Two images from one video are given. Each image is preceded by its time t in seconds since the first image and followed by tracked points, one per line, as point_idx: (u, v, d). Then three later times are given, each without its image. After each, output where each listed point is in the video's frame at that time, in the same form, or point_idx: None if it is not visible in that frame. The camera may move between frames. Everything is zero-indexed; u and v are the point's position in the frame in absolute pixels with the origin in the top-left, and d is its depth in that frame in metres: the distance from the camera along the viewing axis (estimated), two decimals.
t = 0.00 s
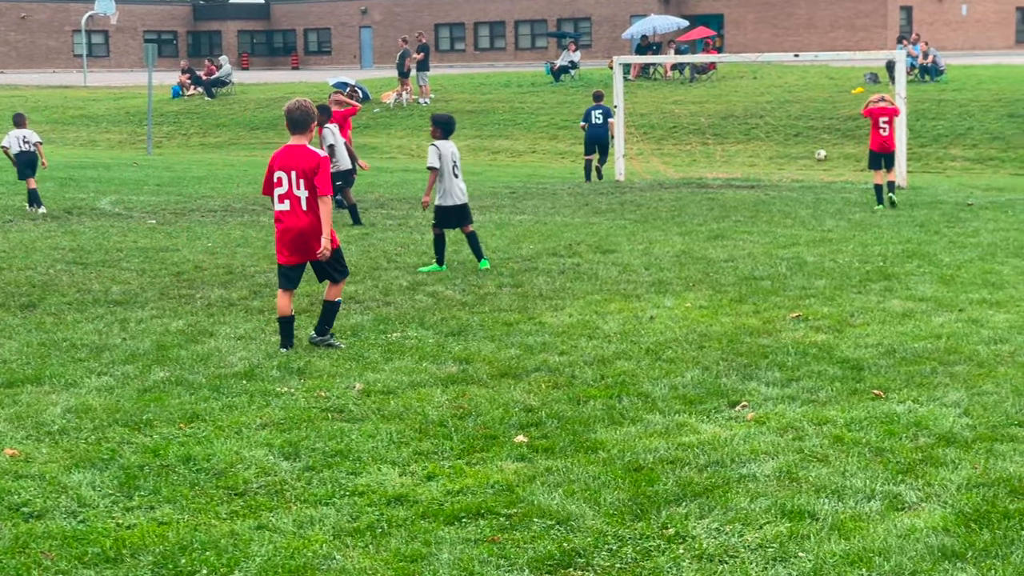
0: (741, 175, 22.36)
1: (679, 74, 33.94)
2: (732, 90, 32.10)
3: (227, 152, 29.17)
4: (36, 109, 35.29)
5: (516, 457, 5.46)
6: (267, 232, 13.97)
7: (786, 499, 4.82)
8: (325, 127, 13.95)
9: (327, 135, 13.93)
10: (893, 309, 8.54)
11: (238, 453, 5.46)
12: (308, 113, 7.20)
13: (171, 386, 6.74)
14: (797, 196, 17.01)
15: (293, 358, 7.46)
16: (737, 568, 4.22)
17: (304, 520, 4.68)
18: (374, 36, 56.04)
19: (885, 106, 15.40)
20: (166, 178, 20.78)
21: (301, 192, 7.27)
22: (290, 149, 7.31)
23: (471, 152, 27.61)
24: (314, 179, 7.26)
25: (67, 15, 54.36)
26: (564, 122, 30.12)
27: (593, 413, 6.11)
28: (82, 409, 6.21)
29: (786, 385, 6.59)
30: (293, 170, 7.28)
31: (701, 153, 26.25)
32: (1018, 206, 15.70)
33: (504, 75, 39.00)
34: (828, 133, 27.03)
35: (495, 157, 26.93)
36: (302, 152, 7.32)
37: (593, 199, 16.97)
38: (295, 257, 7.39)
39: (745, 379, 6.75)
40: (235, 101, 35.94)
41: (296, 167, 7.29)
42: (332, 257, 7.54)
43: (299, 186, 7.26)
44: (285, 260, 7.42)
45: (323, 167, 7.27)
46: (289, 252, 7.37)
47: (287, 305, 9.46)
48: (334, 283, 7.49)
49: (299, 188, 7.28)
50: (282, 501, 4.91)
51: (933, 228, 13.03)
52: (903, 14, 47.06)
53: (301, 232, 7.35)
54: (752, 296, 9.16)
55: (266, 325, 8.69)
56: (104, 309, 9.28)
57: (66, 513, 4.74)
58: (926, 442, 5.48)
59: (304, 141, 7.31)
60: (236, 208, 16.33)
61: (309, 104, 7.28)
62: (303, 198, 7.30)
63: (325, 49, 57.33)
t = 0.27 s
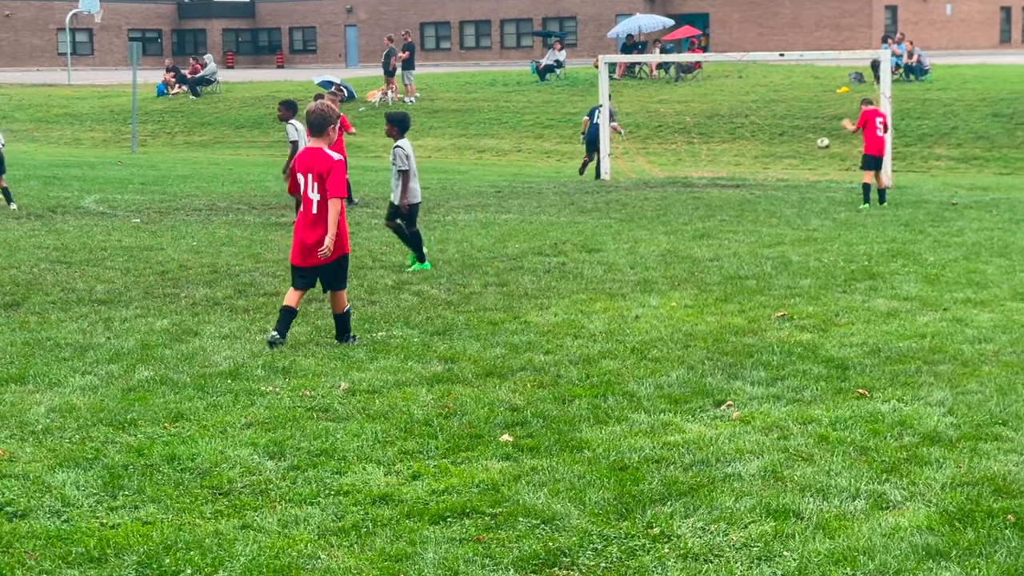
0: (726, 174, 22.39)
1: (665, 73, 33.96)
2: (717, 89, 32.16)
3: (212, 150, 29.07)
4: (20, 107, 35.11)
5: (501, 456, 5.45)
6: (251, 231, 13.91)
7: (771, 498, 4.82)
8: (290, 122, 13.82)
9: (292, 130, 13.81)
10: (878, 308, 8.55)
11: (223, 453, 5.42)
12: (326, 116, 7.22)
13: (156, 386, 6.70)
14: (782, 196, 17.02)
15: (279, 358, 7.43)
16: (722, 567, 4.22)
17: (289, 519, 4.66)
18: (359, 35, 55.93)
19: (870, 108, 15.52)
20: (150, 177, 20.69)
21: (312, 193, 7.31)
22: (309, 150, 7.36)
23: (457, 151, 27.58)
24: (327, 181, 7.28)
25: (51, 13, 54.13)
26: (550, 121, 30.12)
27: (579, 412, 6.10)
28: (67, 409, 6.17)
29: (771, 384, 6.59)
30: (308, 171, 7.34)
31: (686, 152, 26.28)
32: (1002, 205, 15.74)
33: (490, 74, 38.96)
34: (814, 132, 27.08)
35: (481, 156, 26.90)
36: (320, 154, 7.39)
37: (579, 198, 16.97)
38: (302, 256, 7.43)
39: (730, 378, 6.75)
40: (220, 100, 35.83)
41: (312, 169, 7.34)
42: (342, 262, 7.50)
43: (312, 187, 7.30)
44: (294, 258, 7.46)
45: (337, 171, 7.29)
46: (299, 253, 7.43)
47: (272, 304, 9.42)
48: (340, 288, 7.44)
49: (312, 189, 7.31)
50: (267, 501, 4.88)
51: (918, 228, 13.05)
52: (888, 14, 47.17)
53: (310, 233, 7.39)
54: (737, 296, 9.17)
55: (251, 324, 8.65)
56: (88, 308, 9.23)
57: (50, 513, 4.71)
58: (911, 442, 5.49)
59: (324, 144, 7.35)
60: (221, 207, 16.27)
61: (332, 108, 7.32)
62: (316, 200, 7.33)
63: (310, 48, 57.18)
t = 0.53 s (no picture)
0: (717, 174, 22.40)
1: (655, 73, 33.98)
2: (708, 89, 32.19)
3: (202, 150, 29.01)
4: (9, 107, 35.01)
5: (491, 456, 5.44)
6: (242, 230, 13.87)
7: (762, 498, 4.81)
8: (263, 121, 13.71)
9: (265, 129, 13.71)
10: (869, 309, 8.56)
11: (213, 453, 5.40)
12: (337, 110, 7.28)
13: (146, 386, 6.68)
14: (773, 196, 17.04)
15: (269, 358, 7.40)
16: (713, 567, 4.21)
17: (280, 520, 4.64)
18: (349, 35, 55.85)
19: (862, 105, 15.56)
20: (141, 177, 20.64)
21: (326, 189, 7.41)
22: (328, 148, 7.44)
23: (448, 150, 27.56)
24: (337, 177, 7.34)
25: (42, 12, 53.96)
26: (541, 121, 30.11)
27: (570, 412, 6.09)
28: (56, 408, 6.14)
29: (761, 384, 6.59)
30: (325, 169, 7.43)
31: (677, 152, 26.30)
32: (992, 206, 15.77)
33: (480, 74, 38.94)
34: (804, 133, 27.12)
35: (472, 156, 26.89)
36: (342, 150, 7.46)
37: (569, 198, 16.97)
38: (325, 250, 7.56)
39: (720, 378, 6.75)
40: (211, 99, 35.75)
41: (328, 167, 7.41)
42: (349, 260, 7.48)
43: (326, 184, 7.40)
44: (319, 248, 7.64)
45: (347, 168, 7.32)
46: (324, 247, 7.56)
47: (262, 305, 9.39)
48: (339, 285, 7.42)
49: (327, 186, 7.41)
50: (257, 501, 4.85)
51: (908, 228, 13.07)
52: (878, 14, 47.26)
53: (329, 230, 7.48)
54: (728, 296, 9.17)
55: (240, 324, 8.61)
56: (78, 307, 9.18)
57: (39, 513, 4.68)
58: (902, 442, 5.49)
59: (342, 140, 7.41)
60: (212, 207, 16.21)
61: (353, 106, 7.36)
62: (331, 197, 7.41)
63: (300, 47, 57.07)
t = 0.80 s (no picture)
0: (716, 173, 22.40)
1: (655, 72, 33.96)
2: (707, 88, 32.19)
3: (201, 149, 29.00)
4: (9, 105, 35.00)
5: (491, 454, 5.44)
6: (242, 229, 13.88)
7: (761, 497, 4.82)
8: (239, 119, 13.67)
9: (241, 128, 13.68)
10: (868, 307, 8.56)
11: (212, 451, 5.40)
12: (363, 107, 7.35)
13: (146, 384, 6.68)
14: (771, 195, 17.02)
15: (269, 356, 7.41)
16: (712, 566, 4.21)
17: (280, 517, 4.64)
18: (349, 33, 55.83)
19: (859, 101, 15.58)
20: (141, 176, 20.64)
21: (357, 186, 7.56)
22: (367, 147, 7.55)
23: (447, 149, 27.56)
24: (363, 174, 7.48)
25: (42, 11, 53.94)
26: (540, 120, 30.10)
27: (569, 411, 6.10)
28: (56, 406, 6.14)
29: (760, 383, 6.60)
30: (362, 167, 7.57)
31: (677, 151, 26.30)
32: (991, 204, 15.77)
33: (479, 73, 38.93)
34: (803, 131, 27.11)
35: (471, 154, 26.89)
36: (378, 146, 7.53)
37: (568, 197, 16.96)
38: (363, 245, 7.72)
39: (720, 377, 6.75)
40: (210, 98, 35.74)
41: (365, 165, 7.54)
42: (368, 257, 7.57)
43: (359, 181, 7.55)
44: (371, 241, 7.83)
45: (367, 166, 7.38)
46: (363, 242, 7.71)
47: (261, 303, 9.39)
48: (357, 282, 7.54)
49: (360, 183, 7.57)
50: (256, 499, 4.86)
51: (907, 227, 13.07)
52: (878, 13, 47.24)
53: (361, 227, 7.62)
54: (727, 294, 9.18)
55: (240, 322, 8.62)
56: (78, 306, 9.19)
57: (40, 510, 4.69)
58: (901, 441, 5.49)
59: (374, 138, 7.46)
60: (212, 206, 16.22)
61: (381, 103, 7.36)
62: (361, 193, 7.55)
63: (300, 46, 57.03)
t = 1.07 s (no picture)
0: (719, 172, 22.38)
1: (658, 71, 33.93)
2: (711, 87, 32.17)
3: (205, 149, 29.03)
4: (13, 105, 35.04)
5: (495, 453, 5.45)
6: (246, 228, 13.88)
7: (764, 496, 4.82)
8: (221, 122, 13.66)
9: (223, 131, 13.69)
10: (871, 307, 8.56)
11: (217, 450, 5.41)
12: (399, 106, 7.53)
13: (151, 383, 6.69)
14: (775, 194, 17.02)
15: (272, 355, 7.42)
16: (716, 565, 4.22)
17: (284, 516, 4.65)
18: (352, 33, 55.83)
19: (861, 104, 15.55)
20: (145, 175, 20.64)
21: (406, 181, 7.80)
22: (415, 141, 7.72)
23: (451, 149, 27.56)
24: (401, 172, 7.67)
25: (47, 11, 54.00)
26: (543, 119, 30.10)
27: (572, 410, 6.10)
28: (62, 405, 6.16)
29: (763, 382, 6.60)
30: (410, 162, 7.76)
31: (680, 150, 26.28)
32: (994, 204, 15.74)
33: (483, 72, 38.93)
34: (806, 130, 27.08)
35: (475, 154, 26.89)
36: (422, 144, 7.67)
37: (572, 196, 16.95)
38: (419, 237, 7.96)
39: (723, 376, 6.76)
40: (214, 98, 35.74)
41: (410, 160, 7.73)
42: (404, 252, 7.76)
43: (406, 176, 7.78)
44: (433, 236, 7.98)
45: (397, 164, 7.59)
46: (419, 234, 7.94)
47: (265, 302, 9.40)
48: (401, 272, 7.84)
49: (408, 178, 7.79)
50: (260, 498, 4.87)
51: (910, 226, 13.06)
52: (881, 12, 47.17)
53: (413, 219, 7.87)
54: (730, 293, 9.18)
55: (244, 321, 8.62)
56: (83, 305, 9.20)
57: (45, 509, 4.70)
58: (905, 440, 5.50)
59: (412, 137, 7.59)
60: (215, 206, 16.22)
61: (415, 102, 7.47)
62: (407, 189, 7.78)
63: (303, 45, 57.05)
